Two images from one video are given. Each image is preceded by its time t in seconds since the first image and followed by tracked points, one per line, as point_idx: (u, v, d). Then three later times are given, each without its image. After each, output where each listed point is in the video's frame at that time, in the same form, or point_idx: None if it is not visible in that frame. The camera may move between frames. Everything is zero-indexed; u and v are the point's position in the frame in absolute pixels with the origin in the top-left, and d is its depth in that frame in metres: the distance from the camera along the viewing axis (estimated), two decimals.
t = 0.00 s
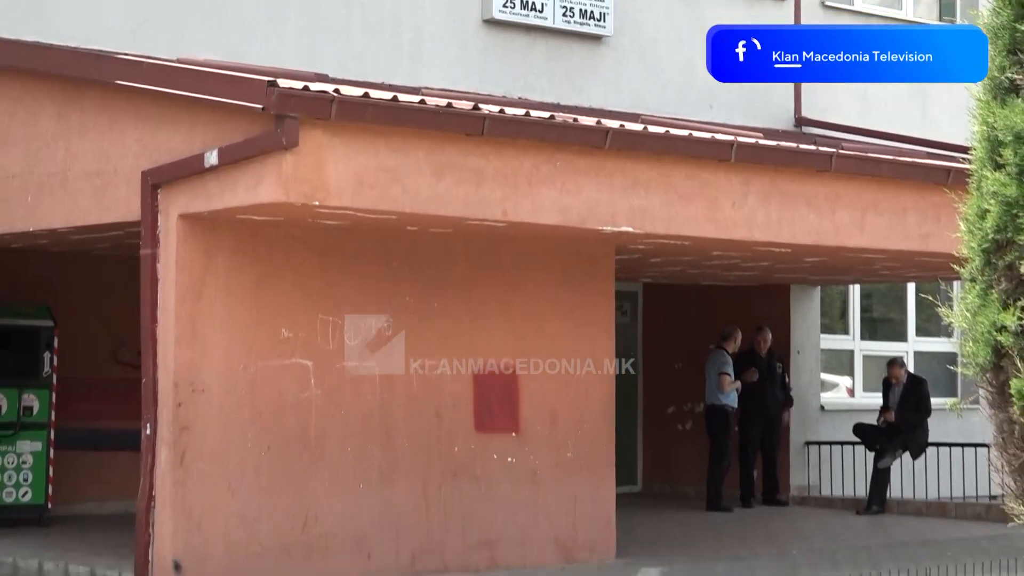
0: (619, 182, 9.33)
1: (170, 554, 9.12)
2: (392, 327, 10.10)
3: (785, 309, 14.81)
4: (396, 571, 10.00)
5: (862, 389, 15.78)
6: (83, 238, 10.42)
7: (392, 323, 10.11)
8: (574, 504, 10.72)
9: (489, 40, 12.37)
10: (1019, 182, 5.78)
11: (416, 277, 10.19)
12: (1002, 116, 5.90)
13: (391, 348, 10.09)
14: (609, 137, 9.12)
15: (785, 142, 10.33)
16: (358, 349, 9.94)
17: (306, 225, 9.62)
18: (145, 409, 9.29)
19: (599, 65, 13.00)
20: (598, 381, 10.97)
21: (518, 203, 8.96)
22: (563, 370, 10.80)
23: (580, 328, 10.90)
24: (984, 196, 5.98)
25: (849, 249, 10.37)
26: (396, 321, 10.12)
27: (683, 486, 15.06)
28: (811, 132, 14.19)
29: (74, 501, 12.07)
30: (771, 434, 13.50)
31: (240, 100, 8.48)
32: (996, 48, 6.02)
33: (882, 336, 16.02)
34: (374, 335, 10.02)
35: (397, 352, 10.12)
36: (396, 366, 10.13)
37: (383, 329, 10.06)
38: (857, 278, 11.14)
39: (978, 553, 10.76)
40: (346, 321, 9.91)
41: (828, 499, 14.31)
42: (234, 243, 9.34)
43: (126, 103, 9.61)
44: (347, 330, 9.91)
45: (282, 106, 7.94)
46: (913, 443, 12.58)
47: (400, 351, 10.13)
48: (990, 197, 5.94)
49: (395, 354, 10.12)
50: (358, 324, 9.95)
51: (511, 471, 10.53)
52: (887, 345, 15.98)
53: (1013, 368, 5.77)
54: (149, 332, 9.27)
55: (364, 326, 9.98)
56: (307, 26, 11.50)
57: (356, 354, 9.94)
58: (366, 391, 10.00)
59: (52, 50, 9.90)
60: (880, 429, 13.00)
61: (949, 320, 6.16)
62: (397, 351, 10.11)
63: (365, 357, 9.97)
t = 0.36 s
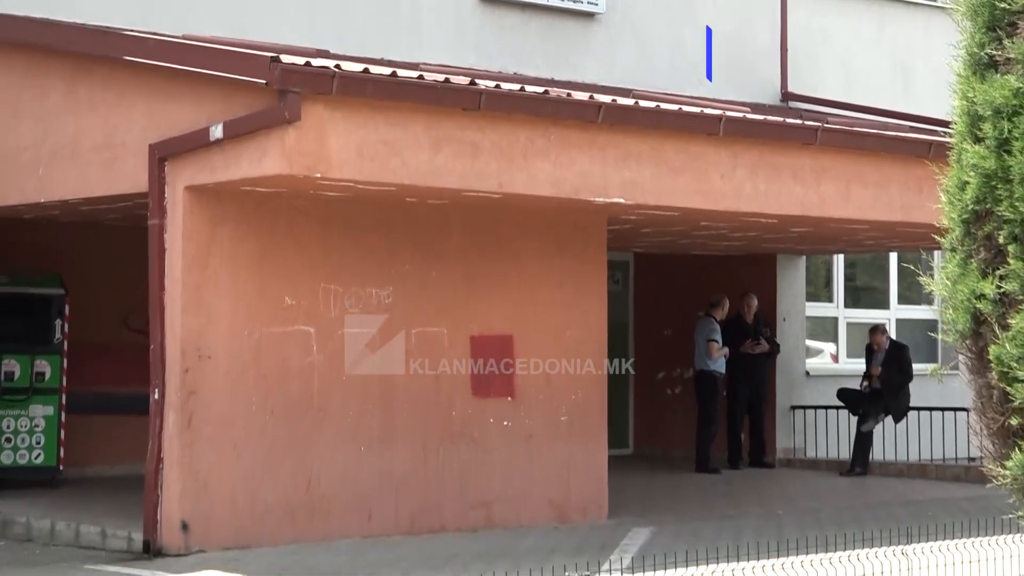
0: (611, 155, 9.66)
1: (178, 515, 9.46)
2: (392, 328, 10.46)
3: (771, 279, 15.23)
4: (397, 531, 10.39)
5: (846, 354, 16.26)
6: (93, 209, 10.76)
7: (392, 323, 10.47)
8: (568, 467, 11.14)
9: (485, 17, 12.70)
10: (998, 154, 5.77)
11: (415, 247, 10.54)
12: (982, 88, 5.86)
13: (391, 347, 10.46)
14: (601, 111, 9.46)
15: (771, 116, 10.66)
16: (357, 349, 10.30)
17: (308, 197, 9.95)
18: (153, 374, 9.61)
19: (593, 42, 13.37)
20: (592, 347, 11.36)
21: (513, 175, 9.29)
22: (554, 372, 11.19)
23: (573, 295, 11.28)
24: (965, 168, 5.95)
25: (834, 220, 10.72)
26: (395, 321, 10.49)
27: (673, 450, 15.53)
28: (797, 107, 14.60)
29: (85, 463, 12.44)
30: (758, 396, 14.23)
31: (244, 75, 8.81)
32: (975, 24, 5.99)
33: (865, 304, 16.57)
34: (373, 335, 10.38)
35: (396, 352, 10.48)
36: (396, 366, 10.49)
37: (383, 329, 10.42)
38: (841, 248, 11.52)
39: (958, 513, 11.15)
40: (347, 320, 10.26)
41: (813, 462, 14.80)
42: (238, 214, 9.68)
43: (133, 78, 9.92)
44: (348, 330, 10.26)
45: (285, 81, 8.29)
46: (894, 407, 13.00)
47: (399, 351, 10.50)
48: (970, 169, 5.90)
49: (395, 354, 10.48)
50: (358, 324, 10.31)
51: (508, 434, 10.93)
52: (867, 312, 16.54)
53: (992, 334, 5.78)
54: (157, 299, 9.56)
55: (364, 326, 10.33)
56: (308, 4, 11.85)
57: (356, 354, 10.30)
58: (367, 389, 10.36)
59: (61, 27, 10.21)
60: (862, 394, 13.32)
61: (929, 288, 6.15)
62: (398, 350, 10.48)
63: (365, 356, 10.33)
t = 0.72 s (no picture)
0: (600, 138, 10.00)
1: (181, 487, 9.82)
2: (391, 328, 10.83)
3: (754, 258, 15.66)
4: (394, 503, 10.76)
5: (828, 330, 16.78)
6: (99, 190, 11.09)
7: (391, 324, 10.84)
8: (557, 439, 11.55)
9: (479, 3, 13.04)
10: (975, 138, 5.28)
11: (411, 227, 10.88)
12: (956, 70, 5.42)
13: (390, 347, 10.82)
14: (591, 96, 9.79)
15: (756, 100, 11.00)
16: (357, 349, 10.66)
17: (308, 178, 10.29)
18: (158, 350, 9.96)
19: (584, 28, 13.73)
20: (581, 324, 11.74)
21: (506, 158, 9.62)
22: (547, 372, 11.57)
23: (563, 273, 11.66)
24: (942, 151, 5.47)
25: (816, 201, 11.08)
26: (394, 322, 10.86)
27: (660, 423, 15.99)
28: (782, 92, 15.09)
29: (92, 436, 12.81)
30: (743, 370, 14.70)
31: (245, 61, 9.14)
32: (954, 11, 5.52)
33: (847, 283, 17.05)
34: (373, 335, 10.75)
35: (395, 352, 10.85)
36: (396, 367, 10.87)
37: (380, 306, 10.77)
38: (823, 228, 11.91)
39: (936, 485, 11.55)
40: (347, 321, 10.62)
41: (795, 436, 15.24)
42: (240, 196, 10.01)
43: (137, 64, 10.24)
44: (348, 331, 10.62)
45: (285, 66, 8.62)
46: (874, 381, 13.41)
47: (398, 352, 10.87)
48: (948, 152, 5.43)
49: (394, 355, 10.84)
50: (358, 324, 10.67)
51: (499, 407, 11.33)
52: (849, 290, 17.02)
53: (969, 313, 5.35)
54: (160, 278, 9.90)
55: (365, 327, 10.71)
56: None
57: (356, 355, 10.66)
58: (366, 389, 10.72)
59: (67, 14, 10.52)
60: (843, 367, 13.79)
61: (909, 266, 5.74)
62: (397, 351, 10.85)
63: (365, 357, 10.69)
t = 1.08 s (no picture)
0: (592, 126, 10.36)
1: (187, 463, 10.17)
2: (391, 329, 11.22)
3: (743, 241, 16.00)
4: (392, 479, 11.16)
5: (811, 312, 17.30)
6: (106, 176, 11.45)
7: (390, 324, 11.22)
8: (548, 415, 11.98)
9: None
10: (954, 126, 5.44)
11: (410, 213, 11.26)
12: (936, 63, 5.58)
13: (389, 347, 11.21)
14: (582, 85, 10.15)
15: (742, 89, 11.38)
16: (357, 350, 11.03)
17: (309, 164, 10.64)
18: (163, 331, 10.29)
19: (576, 19, 14.12)
20: (572, 306, 12.16)
21: (501, 145, 9.98)
22: (542, 372, 11.99)
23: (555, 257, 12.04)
24: (921, 139, 5.65)
25: (800, 187, 11.47)
26: (393, 323, 11.24)
27: (651, 401, 16.41)
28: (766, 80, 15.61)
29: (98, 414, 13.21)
30: (728, 352, 15.11)
31: (247, 51, 9.49)
32: (933, 3, 5.71)
33: (830, 266, 17.55)
34: (372, 336, 11.12)
35: (394, 352, 11.24)
36: (395, 367, 11.26)
37: (378, 289, 11.14)
38: (805, 214, 12.32)
39: (916, 463, 11.96)
40: (346, 321, 11.00)
41: (780, 413, 15.68)
42: (244, 183, 10.37)
43: (144, 55, 10.59)
44: (347, 332, 10.99)
45: (286, 57, 8.95)
46: (856, 361, 13.87)
47: (398, 353, 11.26)
48: (926, 140, 5.61)
49: (393, 355, 11.23)
50: (358, 325, 11.05)
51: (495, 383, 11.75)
52: (832, 273, 17.53)
53: (947, 294, 5.54)
54: (166, 260, 10.23)
55: (364, 329, 11.08)
56: None
57: (356, 356, 11.03)
58: (365, 388, 11.10)
59: (75, 5, 10.86)
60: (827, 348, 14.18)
61: (891, 250, 5.93)
62: (395, 351, 11.24)
63: (365, 357, 11.07)
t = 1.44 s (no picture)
0: (587, 118, 10.72)
1: (195, 446, 10.50)
2: (391, 329, 11.58)
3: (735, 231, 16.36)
4: (395, 461, 11.55)
5: (800, 300, 17.71)
6: (117, 167, 11.81)
7: (390, 325, 11.58)
8: (547, 401, 12.37)
9: None
10: (938, 119, 5.62)
11: (412, 203, 11.62)
12: (920, 57, 5.77)
13: (389, 347, 11.56)
14: (578, 80, 10.50)
15: (733, 83, 11.75)
16: (358, 350, 11.37)
17: (314, 157, 10.98)
18: (172, 319, 10.62)
19: (573, 16, 14.73)
20: (568, 294, 12.55)
21: (500, 138, 10.33)
22: (540, 369, 12.38)
23: (553, 245, 12.43)
24: (908, 132, 5.84)
25: (789, 178, 11.85)
26: (394, 324, 11.60)
27: (643, 384, 16.92)
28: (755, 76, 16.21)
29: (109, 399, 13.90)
30: (721, 339, 15.53)
31: (253, 47, 9.83)
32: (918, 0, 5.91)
33: (818, 255, 18.00)
34: (372, 337, 11.47)
35: (395, 352, 11.60)
36: (396, 367, 11.61)
37: (380, 278, 11.50)
38: (794, 204, 12.72)
39: (901, 446, 12.35)
40: (349, 318, 11.35)
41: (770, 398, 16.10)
42: (250, 175, 10.69)
43: (154, 50, 10.92)
44: (347, 331, 11.34)
45: (293, 52, 9.29)
46: (843, 347, 14.27)
47: (398, 353, 11.61)
48: (913, 133, 5.80)
49: (393, 355, 11.58)
50: (359, 326, 11.40)
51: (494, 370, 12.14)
52: (821, 262, 17.96)
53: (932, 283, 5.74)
54: (175, 248, 10.55)
55: (364, 328, 11.43)
56: None
57: (356, 356, 11.37)
58: (366, 385, 11.45)
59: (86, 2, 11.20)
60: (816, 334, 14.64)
61: (877, 239, 6.14)
62: (396, 352, 11.60)
63: (366, 357, 11.41)
